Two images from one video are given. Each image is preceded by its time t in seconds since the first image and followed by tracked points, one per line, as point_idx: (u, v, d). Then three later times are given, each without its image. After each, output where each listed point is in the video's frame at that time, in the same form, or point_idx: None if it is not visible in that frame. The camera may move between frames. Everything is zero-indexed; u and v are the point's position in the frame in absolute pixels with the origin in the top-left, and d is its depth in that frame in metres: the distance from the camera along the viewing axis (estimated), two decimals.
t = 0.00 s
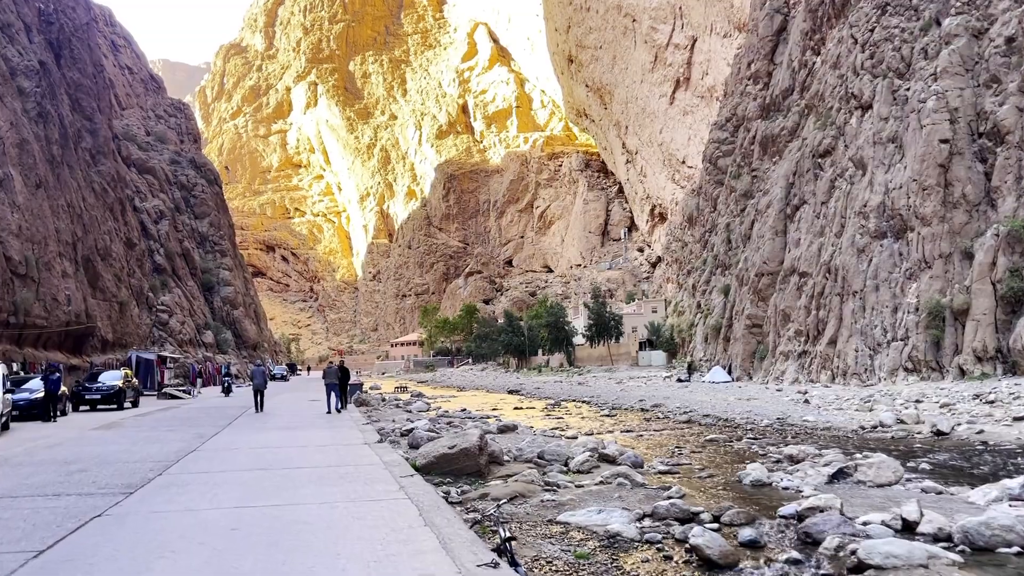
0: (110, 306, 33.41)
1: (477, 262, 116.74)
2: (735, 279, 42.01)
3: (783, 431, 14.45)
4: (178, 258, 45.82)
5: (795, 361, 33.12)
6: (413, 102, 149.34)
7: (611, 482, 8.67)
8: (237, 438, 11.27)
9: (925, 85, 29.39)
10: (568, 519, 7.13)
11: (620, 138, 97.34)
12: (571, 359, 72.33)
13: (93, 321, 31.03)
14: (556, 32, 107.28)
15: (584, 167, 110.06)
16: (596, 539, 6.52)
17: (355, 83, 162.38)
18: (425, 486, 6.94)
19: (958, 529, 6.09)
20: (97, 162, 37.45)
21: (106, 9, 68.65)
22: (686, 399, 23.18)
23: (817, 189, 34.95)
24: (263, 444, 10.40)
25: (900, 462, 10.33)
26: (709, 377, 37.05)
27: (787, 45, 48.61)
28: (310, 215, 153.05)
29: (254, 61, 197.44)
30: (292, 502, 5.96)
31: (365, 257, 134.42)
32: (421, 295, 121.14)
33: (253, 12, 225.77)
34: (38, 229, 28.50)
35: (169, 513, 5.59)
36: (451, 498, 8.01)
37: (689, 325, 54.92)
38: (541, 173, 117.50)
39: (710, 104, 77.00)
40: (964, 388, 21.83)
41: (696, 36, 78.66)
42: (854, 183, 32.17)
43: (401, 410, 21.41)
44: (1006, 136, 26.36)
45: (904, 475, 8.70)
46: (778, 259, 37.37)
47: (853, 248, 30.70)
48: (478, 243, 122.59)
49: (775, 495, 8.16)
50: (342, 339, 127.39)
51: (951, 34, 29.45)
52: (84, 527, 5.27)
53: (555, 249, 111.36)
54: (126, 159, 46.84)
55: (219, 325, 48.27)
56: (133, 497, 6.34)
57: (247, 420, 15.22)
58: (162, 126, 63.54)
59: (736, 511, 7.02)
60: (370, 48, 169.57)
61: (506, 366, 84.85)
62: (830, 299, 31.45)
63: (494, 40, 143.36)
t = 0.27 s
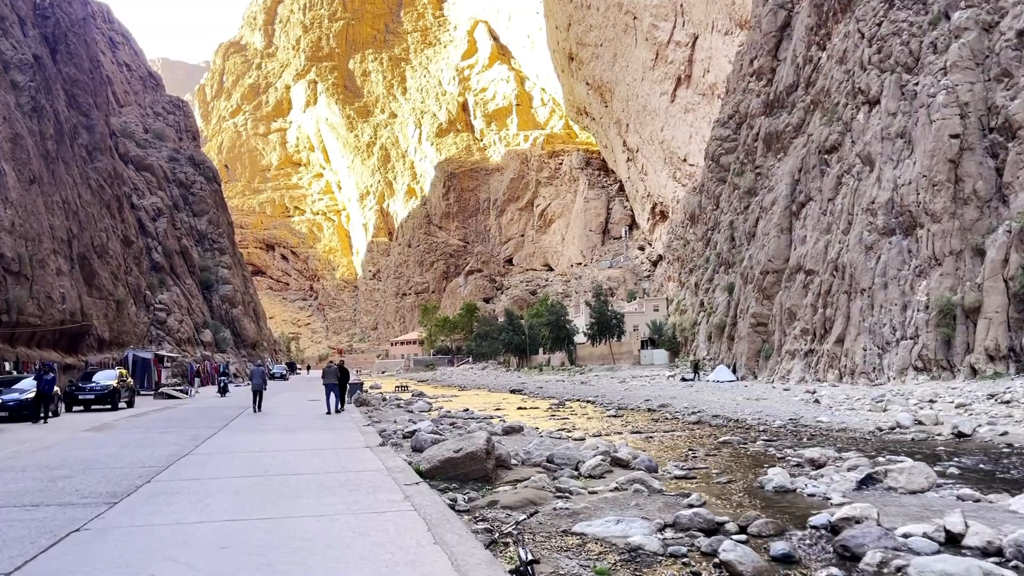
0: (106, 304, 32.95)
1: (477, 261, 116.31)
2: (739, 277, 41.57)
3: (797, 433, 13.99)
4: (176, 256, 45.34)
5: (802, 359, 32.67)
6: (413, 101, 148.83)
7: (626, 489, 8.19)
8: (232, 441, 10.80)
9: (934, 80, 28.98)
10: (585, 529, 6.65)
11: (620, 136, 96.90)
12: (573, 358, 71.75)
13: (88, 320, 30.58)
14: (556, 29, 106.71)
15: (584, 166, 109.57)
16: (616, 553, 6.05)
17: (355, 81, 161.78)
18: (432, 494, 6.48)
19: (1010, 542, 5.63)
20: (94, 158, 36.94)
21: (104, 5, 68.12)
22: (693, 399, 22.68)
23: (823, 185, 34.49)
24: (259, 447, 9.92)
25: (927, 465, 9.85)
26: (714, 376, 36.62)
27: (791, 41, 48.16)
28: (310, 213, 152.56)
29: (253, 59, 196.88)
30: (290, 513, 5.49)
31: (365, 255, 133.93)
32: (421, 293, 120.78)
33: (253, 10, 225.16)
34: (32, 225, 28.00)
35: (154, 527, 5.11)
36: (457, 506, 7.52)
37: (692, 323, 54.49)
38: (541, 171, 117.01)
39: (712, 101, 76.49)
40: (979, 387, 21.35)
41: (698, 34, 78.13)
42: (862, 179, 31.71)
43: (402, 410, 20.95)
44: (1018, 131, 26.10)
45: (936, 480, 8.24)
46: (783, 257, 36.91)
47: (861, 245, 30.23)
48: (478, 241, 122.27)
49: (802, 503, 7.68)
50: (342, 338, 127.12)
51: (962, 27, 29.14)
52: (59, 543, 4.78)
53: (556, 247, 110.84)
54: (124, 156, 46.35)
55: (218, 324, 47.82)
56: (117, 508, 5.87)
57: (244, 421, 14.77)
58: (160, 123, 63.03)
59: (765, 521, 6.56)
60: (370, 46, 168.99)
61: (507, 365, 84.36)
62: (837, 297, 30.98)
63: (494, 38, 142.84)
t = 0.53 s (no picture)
0: (103, 302, 32.47)
1: (477, 259, 115.95)
2: (744, 275, 41.10)
3: (815, 434, 13.47)
4: (174, 254, 44.85)
5: (809, 358, 32.22)
6: (413, 99, 148.30)
7: (646, 495, 7.69)
8: (229, 443, 10.34)
9: (945, 74, 28.50)
10: (606, 541, 6.16)
11: (621, 134, 96.41)
12: (575, 357, 71.24)
13: (84, 317, 30.10)
14: (556, 27, 106.12)
15: (585, 164, 109.12)
16: (643, 568, 5.56)
17: (355, 79, 161.07)
18: (441, 504, 5.98)
19: None
20: (91, 154, 36.40)
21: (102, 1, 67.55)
22: (701, 398, 22.15)
23: (830, 181, 33.98)
24: (257, 450, 9.45)
25: (957, 469, 9.37)
26: (719, 375, 36.16)
27: (796, 37, 47.64)
28: (309, 212, 152.01)
29: (253, 57, 196.19)
30: (289, 528, 5.02)
31: (365, 254, 133.43)
32: (421, 292, 120.13)
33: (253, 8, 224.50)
34: (25, 221, 27.50)
35: (137, 544, 4.62)
36: (467, 515, 7.04)
37: (695, 322, 54.04)
38: (542, 169, 116.48)
39: (713, 99, 75.94)
40: (993, 387, 20.84)
41: (699, 31, 77.51)
42: (870, 175, 31.20)
43: (405, 410, 20.50)
44: None
45: (974, 488, 7.79)
46: (789, 254, 36.43)
47: (870, 242, 29.73)
48: (479, 240, 121.85)
49: (833, 510, 7.21)
50: (342, 336, 126.48)
51: (973, 20, 28.60)
52: (31, 563, 4.33)
53: (556, 246, 110.34)
54: (121, 152, 45.83)
55: (217, 323, 47.34)
56: (99, 520, 5.41)
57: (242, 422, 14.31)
58: (159, 120, 62.48)
59: (798, 533, 6.11)
60: (370, 44, 168.45)
61: (508, 364, 83.88)
62: (845, 295, 30.49)
63: (495, 35, 142.16)
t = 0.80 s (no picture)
0: (99, 300, 32.00)
1: (477, 257, 115.58)
2: (750, 272, 40.58)
3: (833, 436, 12.98)
4: (173, 251, 44.37)
5: (816, 356, 31.73)
6: (413, 97, 147.77)
7: (668, 503, 7.19)
8: (225, 446, 9.83)
9: (956, 67, 28.04)
10: (630, 555, 5.64)
11: (622, 131, 95.90)
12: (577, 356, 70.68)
13: (79, 315, 29.63)
14: (557, 24, 105.52)
15: (586, 162, 108.63)
16: None
17: (355, 77, 160.42)
18: (451, 514, 5.48)
19: None
20: (88, 150, 35.92)
21: None
22: (710, 398, 21.65)
23: (838, 177, 33.47)
24: (253, 453, 8.95)
25: (995, 474, 8.84)
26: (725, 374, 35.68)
27: (801, 32, 47.14)
28: (310, 210, 151.45)
29: (253, 55, 195.48)
30: (286, 545, 4.53)
31: (366, 252, 132.93)
32: (422, 290, 119.46)
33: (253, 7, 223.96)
34: (19, 217, 27.01)
35: (116, 564, 4.13)
36: (477, 524, 6.53)
37: (699, 320, 53.55)
38: (543, 167, 115.93)
39: (715, 97, 75.46)
40: (1010, 386, 20.33)
41: (701, 28, 76.96)
42: (879, 170, 30.71)
43: (409, 410, 20.05)
44: None
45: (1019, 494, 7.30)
46: (796, 251, 35.92)
47: (879, 239, 29.24)
48: (479, 238, 121.30)
49: (870, 519, 6.72)
50: (342, 335, 125.89)
51: (984, 13, 28.22)
52: None
53: (557, 244, 109.79)
54: (119, 149, 45.37)
55: (216, 321, 46.85)
56: (75, 536, 4.90)
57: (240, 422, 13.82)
58: (158, 117, 61.98)
59: (842, 546, 5.61)
60: (370, 42, 167.91)
61: (509, 363, 83.35)
62: (854, 292, 30.01)
63: (495, 33, 141.54)
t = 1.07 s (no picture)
0: (96, 297, 31.52)
1: (478, 255, 115.23)
2: (756, 270, 40.05)
3: (855, 438, 12.46)
4: (171, 248, 43.86)
5: (825, 355, 31.23)
6: (414, 95, 147.21)
7: (695, 513, 6.68)
8: (220, 449, 9.32)
9: (969, 60, 27.56)
10: (659, 571, 5.13)
11: (624, 129, 95.37)
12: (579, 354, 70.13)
13: (75, 313, 29.13)
14: (558, 21, 104.89)
15: (587, 160, 108.13)
16: None
17: (355, 75, 159.75)
18: (463, 529, 4.98)
19: None
20: (84, 145, 35.38)
21: None
22: (720, 397, 21.12)
23: (847, 173, 32.91)
24: (250, 458, 8.45)
25: None
26: (731, 373, 35.19)
27: (807, 26, 46.58)
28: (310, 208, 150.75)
29: (253, 52, 194.76)
30: (281, 566, 4.03)
31: (367, 250, 132.43)
32: (423, 288, 118.82)
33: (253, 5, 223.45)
34: (12, 212, 26.52)
35: None
36: (489, 535, 6.05)
37: (702, 318, 53.05)
38: (544, 165, 115.37)
39: (717, 94, 74.92)
40: None
41: (703, 25, 76.39)
42: (889, 165, 30.18)
43: (412, 410, 19.60)
44: None
45: None
46: (803, 248, 35.39)
47: (889, 235, 28.72)
48: (480, 236, 120.72)
49: (914, 530, 6.22)
50: (342, 334, 125.35)
51: (997, 5, 27.77)
52: None
53: (559, 242, 109.23)
54: (117, 145, 44.87)
55: (215, 319, 46.38)
56: (46, 553, 4.41)
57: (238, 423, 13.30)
58: (157, 114, 61.44)
59: (893, 563, 5.10)
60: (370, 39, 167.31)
61: (510, 361, 82.85)
62: (863, 290, 29.49)
63: (496, 31, 140.89)
